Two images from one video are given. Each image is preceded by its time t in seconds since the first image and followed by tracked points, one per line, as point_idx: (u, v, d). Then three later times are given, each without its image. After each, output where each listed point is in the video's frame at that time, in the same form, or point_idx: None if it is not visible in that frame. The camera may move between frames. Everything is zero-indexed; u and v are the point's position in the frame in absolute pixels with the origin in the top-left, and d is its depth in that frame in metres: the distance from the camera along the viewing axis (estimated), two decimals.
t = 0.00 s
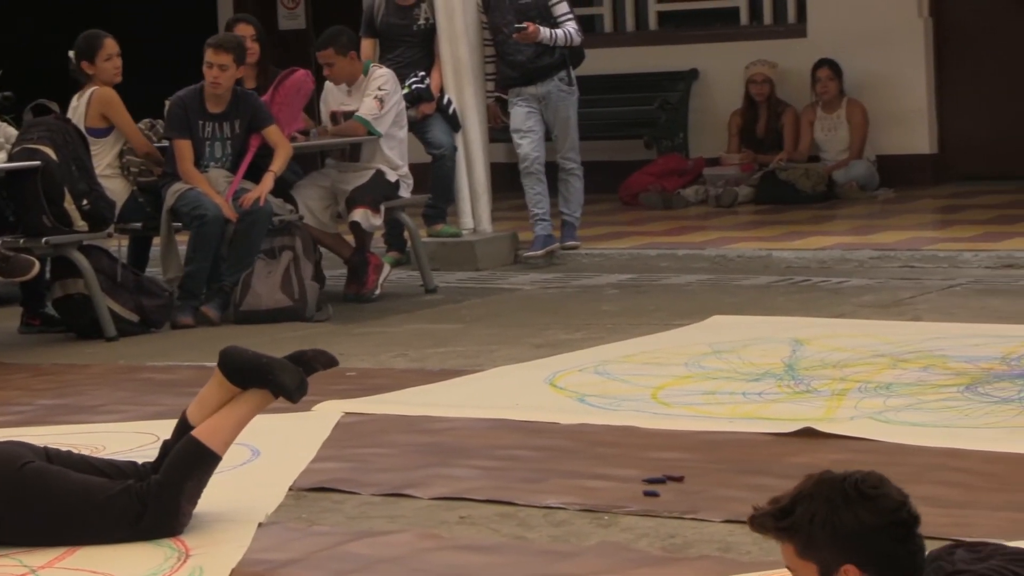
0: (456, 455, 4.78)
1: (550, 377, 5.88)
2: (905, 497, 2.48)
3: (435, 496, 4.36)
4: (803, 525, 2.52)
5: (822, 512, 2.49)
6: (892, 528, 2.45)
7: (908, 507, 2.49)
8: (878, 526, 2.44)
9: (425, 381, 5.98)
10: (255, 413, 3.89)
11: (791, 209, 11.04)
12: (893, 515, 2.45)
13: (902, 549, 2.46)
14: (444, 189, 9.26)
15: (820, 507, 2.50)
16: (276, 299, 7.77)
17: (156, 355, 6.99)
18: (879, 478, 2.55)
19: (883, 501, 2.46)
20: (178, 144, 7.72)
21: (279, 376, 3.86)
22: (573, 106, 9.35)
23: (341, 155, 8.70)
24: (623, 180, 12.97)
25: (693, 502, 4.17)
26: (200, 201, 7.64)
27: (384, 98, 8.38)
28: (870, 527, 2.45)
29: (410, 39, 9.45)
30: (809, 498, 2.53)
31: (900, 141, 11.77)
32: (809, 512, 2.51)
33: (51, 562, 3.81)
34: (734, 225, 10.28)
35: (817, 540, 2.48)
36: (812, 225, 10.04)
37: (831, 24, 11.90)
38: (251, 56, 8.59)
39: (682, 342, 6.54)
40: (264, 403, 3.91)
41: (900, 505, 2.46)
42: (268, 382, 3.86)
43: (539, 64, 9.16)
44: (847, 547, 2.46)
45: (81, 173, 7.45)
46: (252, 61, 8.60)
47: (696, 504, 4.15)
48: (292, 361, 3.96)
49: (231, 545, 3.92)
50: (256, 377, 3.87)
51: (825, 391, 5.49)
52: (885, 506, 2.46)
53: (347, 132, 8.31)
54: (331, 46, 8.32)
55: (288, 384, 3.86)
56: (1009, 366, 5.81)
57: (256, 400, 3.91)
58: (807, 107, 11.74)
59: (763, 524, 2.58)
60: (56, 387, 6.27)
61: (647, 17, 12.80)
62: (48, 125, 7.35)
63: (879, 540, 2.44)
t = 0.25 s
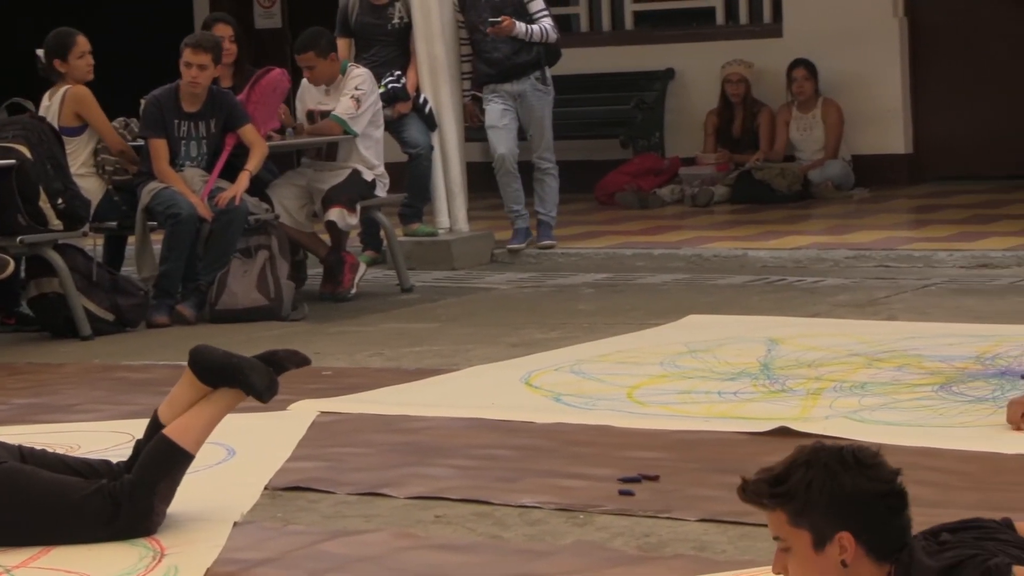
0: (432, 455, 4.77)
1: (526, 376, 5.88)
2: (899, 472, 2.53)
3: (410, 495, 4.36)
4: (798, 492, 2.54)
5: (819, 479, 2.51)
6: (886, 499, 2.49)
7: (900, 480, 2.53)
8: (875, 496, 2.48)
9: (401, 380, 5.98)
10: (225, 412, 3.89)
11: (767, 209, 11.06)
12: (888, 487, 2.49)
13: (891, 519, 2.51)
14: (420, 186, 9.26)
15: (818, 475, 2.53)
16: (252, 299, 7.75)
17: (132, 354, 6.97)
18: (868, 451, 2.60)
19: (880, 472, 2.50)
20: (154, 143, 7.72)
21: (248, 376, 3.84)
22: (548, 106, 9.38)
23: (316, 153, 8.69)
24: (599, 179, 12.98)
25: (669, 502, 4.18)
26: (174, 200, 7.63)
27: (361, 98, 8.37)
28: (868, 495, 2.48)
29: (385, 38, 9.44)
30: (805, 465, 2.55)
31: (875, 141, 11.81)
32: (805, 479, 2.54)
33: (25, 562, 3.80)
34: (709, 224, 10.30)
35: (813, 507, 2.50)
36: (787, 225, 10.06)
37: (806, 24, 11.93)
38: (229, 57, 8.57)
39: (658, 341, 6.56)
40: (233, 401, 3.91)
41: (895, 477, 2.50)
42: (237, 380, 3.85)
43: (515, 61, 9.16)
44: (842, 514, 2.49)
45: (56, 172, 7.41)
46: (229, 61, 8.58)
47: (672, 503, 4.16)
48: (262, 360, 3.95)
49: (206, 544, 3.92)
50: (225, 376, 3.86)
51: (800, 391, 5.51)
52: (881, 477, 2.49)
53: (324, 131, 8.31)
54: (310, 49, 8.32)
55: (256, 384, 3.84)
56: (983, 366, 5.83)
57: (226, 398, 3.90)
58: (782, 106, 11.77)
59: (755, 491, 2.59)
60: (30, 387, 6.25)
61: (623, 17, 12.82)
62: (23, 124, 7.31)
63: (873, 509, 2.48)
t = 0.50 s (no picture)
0: (409, 454, 4.78)
1: (503, 376, 5.89)
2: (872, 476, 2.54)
3: (388, 494, 4.37)
4: (776, 495, 2.53)
5: (798, 481, 2.51)
6: (863, 503, 2.50)
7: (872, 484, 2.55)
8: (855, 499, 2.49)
9: (378, 379, 5.98)
10: (192, 408, 3.85)
11: (744, 208, 11.09)
12: (864, 491, 2.51)
13: (867, 522, 2.52)
14: (398, 186, 9.33)
15: (797, 478, 2.52)
16: (229, 298, 7.74)
17: (109, 353, 6.96)
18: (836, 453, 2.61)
19: (858, 475, 2.51)
20: (131, 143, 7.69)
21: (207, 364, 3.84)
22: (522, 106, 9.35)
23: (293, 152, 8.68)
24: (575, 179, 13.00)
25: (646, 501, 4.19)
26: (151, 199, 7.61)
27: (338, 98, 8.37)
28: (846, 498, 2.49)
29: (363, 37, 9.44)
30: (782, 468, 2.54)
31: (851, 140, 11.84)
32: (784, 482, 2.53)
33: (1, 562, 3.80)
34: (686, 223, 10.33)
35: (792, 509, 2.50)
36: (764, 224, 10.09)
37: (782, 23, 11.96)
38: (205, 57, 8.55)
39: (634, 340, 6.57)
40: (201, 397, 3.87)
41: (870, 481, 2.52)
42: (197, 371, 3.85)
43: (488, 59, 9.15)
44: (822, 516, 2.49)
45: (32, 171, 7.37)
46: (206, 61, 8.57)
47: (649, 502, 4.17)
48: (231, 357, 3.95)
49: (183, 543, 3.92)
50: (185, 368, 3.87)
51: (777, 389, 5.53)
52: (859, 480, 2.51)
53: (301, 131, 8.29)
54: (288, 50, 8.32)
55: (215, 373, 3.84)
56: (959, 364, 5.86)
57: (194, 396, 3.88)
58: (759, 106, 11.80)
59: (731, 494, 2.58)
60: (6, 387, 6.23)
61: (599, 17, 12.83)
62: None
63: (851, 513, 2.50)
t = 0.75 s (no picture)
0: (381, 455, 4.78)
1: (476, 377, 5.89)
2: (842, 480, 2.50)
3: (359, 495, 4.36)
4: (745, 499, 2.51)
5: (767, 486, 2.48)
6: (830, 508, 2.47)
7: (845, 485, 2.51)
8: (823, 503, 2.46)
9: (350, 380, 5.97)
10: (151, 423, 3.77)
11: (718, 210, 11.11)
12: (832, 496, 2.47)
13: (836, 525, 2.49)
14: (371, 186, 9.35)
15: (764, 483, 2.49)
16: (201, 298, 7.72)
17: (81, 353, 6.93)
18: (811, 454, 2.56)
19: (827, 479, 2.48)
20: (103, 142, 7.67)
21: (165, 381, 3.75)
22: (491, 107, 9.30)
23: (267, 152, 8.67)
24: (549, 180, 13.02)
25: (617, 502, 4.19)
26: (124, 198, 7.59)
27: (312, 98, 8.35)
28: (816, 503, 2.46)
29: (338, 38, 9.43)
30: (753, 471, 2.51)
31: (825, 143, 11.87)
32: (751, 487, 2.50)
33: None
34: (659, 225, 10.34)
35: (760, 515, 2.48)
36: (737, 226, 10.11)
37: (756, 25, 11.99)
38: (179, 57, 8.55)
39: (606, 341, 6.59)
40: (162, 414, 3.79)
41: (841, 484, 2.48)
42: (154, 389, 3.75)
43: (456, 58, 9.13)
44: (791, 522, 2.47)
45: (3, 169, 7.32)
46: (179, 61, 8.56)
47: (620, 504, 4.17)
48: (193, 370, 3.84)
49: (154, 544, 3.92)
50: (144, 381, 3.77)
51: (749, 391, 5.54)
52: (828, 485, 2.47)
53: (274, 130, 8.27)
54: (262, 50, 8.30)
55: (172, 388, 3.75)
56: (930, 367, 5.88)
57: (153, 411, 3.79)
58: (733, 107, 11.83)
59: (700, 498, 2.55)
60: None
61: (574, 18, 12.84)
62: None
63: (819, 517, 2.47)
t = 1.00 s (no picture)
0: (349, 458, 4.78)
1: (444, 380, 5.89)
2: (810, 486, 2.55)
3: (327, 498, 4.36)
4: (714, 502, 2.56)
5: (736, 492, 2.53)
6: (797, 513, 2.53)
7: (813, 491, 2.57)
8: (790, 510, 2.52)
9: (319, 383, 5.97)
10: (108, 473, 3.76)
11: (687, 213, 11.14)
12: (800, 504, 2.53)
13: (803, 531, 2.55)
14: (339, 185, 9.41)
15: (734, 490, 2.54)
16: (169, 301, 7.67)
17: (47, 356, 6.91)
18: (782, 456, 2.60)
19: (797, 487, 2.52)
20: (69, 145, 7.64)
21: (112, 433, 3.72)
22: (454, 110, 9.25)
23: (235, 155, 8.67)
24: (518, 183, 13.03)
25: (585, 505, 4.20)
26: (91, 201, 7.57)
27: (281, 100, 8.33)
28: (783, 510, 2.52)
29: (306, 41, 9.42)
30: (722, 476, 2.56)
31: (793, 146, 11.92)
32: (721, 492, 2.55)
33: None
34: (628, 228, 10.37)
35: (728, 519, 2.53)
36: (706, 229, 10.14)
37: (724, 29, 12.03)
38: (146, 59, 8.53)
39: (574, 344, 6.60)
40: (120, 462, 3.76)
41: (809, 492, 2.53)
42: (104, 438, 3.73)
43: (421, 62, 9.13)
44: (757, 527, 2.53)
45: None
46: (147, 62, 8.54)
47: (588, 506, 4.18)
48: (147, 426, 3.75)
49: (121, 547, 3.92)
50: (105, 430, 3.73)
51: (718, 394, 5.56)
52: (797, 493, 2.52)
53: (242, 134, 8.22)
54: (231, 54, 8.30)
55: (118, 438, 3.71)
56: (897, 369, 5.91)
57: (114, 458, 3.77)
58: (701, 110, 11.87)
59: (670, 499, 2.60)
60: None
61: (543, 21, 12.87)
62: None
63: (786, 523, 2.53)
